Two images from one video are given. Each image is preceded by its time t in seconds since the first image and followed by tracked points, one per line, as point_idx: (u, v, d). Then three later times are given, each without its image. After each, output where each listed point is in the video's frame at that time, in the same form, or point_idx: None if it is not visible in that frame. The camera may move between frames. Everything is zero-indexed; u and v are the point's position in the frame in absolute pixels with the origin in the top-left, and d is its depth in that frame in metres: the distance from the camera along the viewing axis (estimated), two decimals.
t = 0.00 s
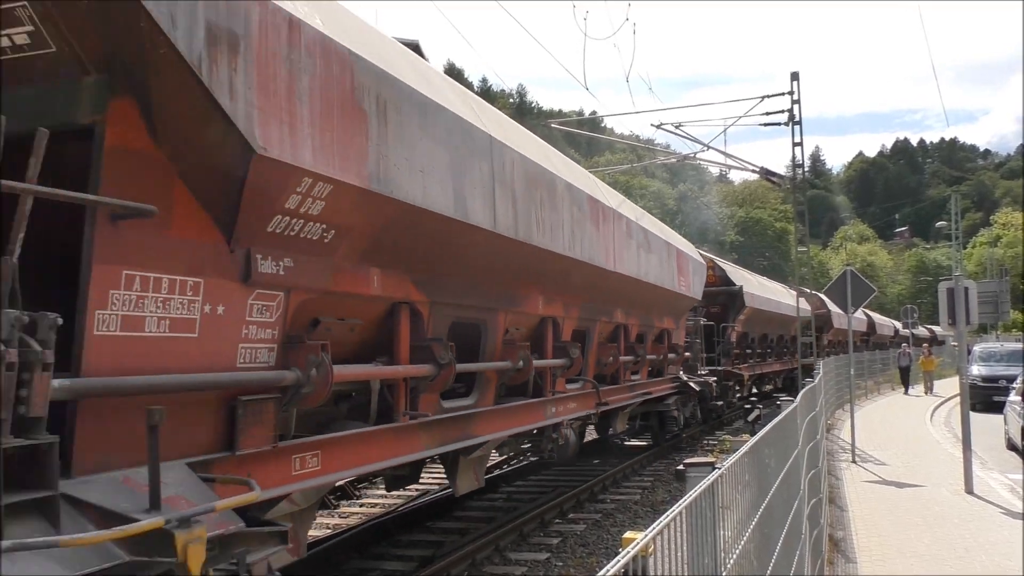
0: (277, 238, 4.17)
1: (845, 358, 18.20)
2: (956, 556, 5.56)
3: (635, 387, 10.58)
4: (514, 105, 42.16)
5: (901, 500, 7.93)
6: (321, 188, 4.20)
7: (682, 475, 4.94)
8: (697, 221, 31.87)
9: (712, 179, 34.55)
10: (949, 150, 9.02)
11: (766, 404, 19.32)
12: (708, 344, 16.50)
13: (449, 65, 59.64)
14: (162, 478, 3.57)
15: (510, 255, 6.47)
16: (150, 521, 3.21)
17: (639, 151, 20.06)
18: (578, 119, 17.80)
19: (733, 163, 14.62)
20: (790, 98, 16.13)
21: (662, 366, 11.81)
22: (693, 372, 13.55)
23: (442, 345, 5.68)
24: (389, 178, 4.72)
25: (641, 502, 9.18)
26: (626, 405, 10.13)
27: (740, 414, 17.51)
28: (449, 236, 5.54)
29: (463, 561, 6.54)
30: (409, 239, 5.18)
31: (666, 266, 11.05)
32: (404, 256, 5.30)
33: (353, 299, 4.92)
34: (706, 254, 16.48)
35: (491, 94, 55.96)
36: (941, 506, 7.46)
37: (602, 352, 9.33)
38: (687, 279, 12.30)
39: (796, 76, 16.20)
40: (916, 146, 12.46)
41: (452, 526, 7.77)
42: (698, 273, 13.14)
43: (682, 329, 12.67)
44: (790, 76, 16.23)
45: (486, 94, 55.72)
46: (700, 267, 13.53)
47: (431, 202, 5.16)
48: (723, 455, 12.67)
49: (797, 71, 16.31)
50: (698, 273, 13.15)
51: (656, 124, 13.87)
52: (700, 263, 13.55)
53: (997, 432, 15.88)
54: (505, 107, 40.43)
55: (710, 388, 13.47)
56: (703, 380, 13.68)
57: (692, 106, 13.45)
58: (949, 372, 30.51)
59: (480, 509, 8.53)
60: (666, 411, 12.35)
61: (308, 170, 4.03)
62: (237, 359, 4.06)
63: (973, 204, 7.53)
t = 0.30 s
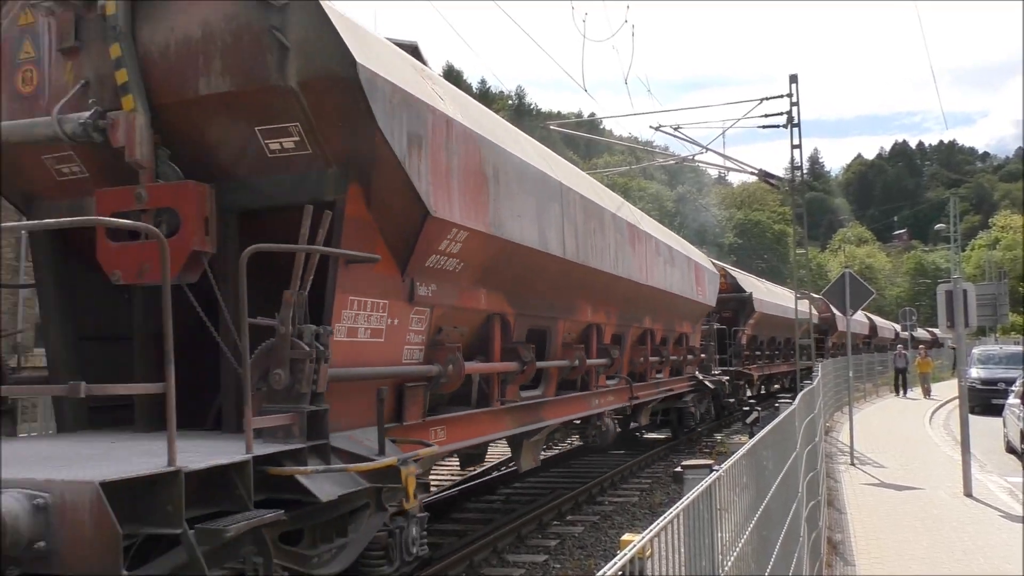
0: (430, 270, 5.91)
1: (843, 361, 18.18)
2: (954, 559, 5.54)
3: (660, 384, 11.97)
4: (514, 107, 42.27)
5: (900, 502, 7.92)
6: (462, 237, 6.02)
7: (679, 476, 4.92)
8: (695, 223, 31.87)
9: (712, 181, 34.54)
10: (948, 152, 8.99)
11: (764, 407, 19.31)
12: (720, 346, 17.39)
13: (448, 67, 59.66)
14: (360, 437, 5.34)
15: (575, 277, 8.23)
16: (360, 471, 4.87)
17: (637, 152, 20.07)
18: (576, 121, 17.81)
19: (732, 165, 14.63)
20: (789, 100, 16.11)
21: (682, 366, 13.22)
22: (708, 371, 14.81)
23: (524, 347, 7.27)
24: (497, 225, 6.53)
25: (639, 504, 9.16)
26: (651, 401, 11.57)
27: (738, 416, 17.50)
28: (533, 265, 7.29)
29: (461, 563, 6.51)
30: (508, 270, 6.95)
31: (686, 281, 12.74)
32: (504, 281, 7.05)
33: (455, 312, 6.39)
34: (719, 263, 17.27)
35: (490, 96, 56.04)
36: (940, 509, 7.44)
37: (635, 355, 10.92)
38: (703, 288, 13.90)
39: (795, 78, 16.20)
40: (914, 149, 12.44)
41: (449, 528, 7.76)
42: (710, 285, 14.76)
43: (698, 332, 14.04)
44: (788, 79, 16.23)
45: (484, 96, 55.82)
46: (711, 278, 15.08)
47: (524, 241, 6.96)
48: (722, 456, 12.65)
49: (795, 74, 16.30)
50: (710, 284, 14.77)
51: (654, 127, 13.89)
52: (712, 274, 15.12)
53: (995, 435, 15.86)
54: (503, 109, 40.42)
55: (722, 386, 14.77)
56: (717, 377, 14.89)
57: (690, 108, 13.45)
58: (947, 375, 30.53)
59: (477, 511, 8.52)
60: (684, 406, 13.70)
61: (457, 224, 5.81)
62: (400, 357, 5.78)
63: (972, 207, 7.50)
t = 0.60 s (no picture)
0: (517, 288, 7.30)
1: (841, 362, 18.21)
2: (951, 560, 5.55)
3: (679, 381, 13.28)
4: (513, 107, 42.33)
5: (897, 503, 7.94)
6: (542, 262, 7.41)
7: (676, 477, 4.93)
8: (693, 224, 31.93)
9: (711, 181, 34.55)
10: (946, 153, 8.99)
11: (762, 407, 19.36)
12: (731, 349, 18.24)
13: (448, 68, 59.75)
14: (473, 414, 6.77)
15: (619, 291, 9.62)
16: (478, 437, 6.37)
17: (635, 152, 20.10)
18: (575, 120, 17.83)
19: (730, 166, 14.65)
20: (787, 101, 16.12)
21: (698, 365, 14.36)
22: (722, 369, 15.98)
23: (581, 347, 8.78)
24: (567, 251, 7.93)
25: (637, 505, 9.17)
26: (672, 395, 12.85)
27: (736, 416, 17.50)
28: (589, 283, 8.69)
29: (459, 563, 6.52)
30: (571, 287, 8.36)
31: (705, 291, 14.09)
32: (566, 297, 8.47)
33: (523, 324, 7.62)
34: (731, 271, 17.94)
35: (489, 96, 56.14)
36: (936, 510, 7.46)
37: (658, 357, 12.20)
38: (718, 293, 15.19)
39: (794, 79, 16.21)
40: (913, 150, 12.45)
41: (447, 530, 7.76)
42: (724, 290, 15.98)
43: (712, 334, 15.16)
44: (787, 80, 16.24)
45: (484, 96, 55.98)
46: (726, 285, 16.32)
47: (584, 264, 8.38)
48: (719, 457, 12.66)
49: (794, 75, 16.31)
50: (724, 290, 15.99)
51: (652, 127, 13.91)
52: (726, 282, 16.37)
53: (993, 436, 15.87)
54: (502, 108, 40.52)
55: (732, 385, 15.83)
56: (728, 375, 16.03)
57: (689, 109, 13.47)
58: (943, 376, 30.57)
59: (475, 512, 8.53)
60: (699, 403, 14.87)
61: (539, 252, 7.20)
62: (494, 357, 7.19)
63: (970, 209, 7.51)
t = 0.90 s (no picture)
0: (575, 300, 8.38)
1: (838, 363, 18.24)
2: (948, 561, 5.55)
3: (698, 378, 14.26)
4: (512, 108, 42.38)
5: (894, 503, 7.94)
6: (594, 278, 8.51)
7: (672, 478, 4.91)
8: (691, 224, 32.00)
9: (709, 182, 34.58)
10: (943, 153, 8.99)
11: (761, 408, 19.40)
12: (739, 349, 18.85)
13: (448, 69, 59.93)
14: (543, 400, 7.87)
15: (653, 303, 10.78)
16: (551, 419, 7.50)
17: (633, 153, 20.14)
18: (573, 121, 17.89)
19: (728, 166, 14.67)
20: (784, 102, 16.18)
21: (713, 364, 15.12)
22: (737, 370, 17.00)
23: (620, 351, 10.01)
24: (613, 268, 9.06)
25: (634, 504, 9.17)
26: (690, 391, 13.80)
27: (734, 417, 17.49)
28: (629, 294, 9.82)
29: (456, 563, 6.52)
30: (615, 300, 9.48)
31: (722, 299, 15.09)
32: (611, 307, 9.60)
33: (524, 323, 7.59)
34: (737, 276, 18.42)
35: (487, 96, 56.33)
36: (933, 510, 7.47)
37: (682, 358, 13.23)
38: (733, 296, 16.25)
39: (791, 79, 16.23)
40: (910, 150, 12.46)
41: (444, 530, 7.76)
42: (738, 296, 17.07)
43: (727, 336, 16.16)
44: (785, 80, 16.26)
45: (482, 96, 56.14)
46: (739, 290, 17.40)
47: (626, 278, 9.51)
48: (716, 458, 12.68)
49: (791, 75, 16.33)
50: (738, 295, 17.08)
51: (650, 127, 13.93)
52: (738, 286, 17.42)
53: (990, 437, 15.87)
54: (502, 109, 40.66)
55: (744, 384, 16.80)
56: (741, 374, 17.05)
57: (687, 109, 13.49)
58: (940, 376, 30.61)
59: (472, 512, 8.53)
60: (713, 400, 15.77)
61: (593, 270, 8.32)
62: (557, 357, 8.25)
63: (967, 209, 7.51)
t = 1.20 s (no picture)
0: (614, 306, 9.67)
1: (836, 363, 18.28)
2: (946, 560, 5.55)
3: (713, 374, 15.23)
4: (511, 108, 42.29)
5: (893, 502, 7.94)
6: (630, 289, 9.87)
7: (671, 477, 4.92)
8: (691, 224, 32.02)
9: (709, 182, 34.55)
10: (942, 153, 9.00)
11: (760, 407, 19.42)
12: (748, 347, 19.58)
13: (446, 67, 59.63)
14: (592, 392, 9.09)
15: (676, 306, 12.05)
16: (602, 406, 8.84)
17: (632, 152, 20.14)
18: (572, 120, 17.85)
19: (727, 165, 14.68)
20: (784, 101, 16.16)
21: (723, 362, 15.80)
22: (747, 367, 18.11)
23: (648, 348, 11.30)
24: (645, 279, 10.38)
25: (633, 504, 9.17)
26: (705, 386, 14.73)
27: (733, 415, 17.48)
28: (657, 298, 11.12)
29: (455, 561, 6.52)
30: (646, 304, 10.78)
31: (733, 300, 16.13)
32: (642, 311, 10.89)
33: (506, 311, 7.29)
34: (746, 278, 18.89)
35: (486, 95, 56.24)
36: (932, 510, 7.49)
37: (699, 355, 14.30)
38: (743, 297, 17.37)
39: (790, 79, 16.24)
40: (909, 150, 12.46)
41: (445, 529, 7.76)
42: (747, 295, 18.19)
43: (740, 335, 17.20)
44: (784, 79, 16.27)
45: (482, 96, 56.06)
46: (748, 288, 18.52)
47: (654, 285, 10.82)
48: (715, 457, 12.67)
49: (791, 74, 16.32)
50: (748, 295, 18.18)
51: (649, 127, 13.94)
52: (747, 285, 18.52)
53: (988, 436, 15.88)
54: (500, 108, 40.64)
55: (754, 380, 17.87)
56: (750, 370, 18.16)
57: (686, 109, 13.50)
58: (938, 375, 30.64)
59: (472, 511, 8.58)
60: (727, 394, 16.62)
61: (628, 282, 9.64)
62: (601, 354, 9.49)
63: (966, 208, 7.53)
